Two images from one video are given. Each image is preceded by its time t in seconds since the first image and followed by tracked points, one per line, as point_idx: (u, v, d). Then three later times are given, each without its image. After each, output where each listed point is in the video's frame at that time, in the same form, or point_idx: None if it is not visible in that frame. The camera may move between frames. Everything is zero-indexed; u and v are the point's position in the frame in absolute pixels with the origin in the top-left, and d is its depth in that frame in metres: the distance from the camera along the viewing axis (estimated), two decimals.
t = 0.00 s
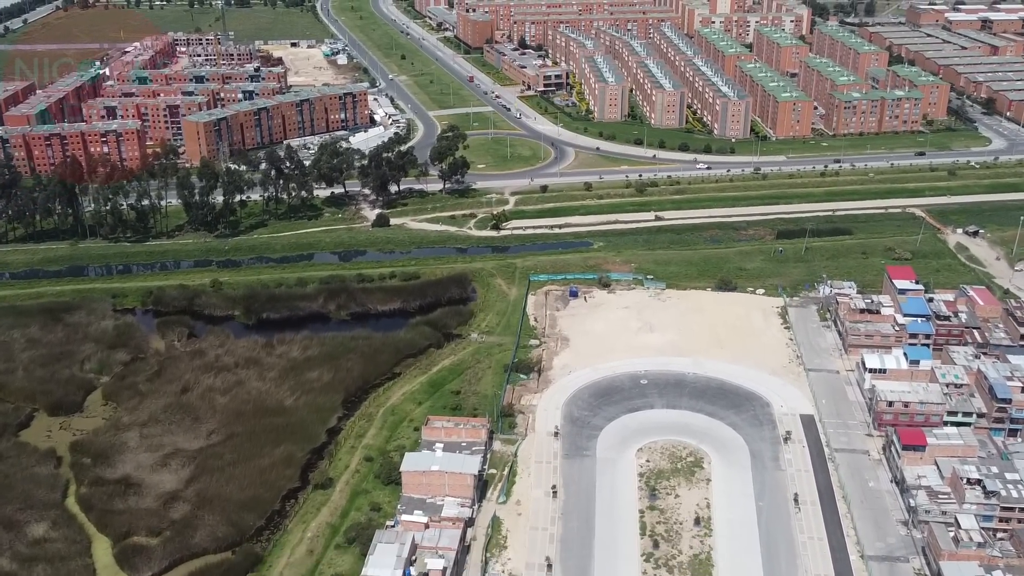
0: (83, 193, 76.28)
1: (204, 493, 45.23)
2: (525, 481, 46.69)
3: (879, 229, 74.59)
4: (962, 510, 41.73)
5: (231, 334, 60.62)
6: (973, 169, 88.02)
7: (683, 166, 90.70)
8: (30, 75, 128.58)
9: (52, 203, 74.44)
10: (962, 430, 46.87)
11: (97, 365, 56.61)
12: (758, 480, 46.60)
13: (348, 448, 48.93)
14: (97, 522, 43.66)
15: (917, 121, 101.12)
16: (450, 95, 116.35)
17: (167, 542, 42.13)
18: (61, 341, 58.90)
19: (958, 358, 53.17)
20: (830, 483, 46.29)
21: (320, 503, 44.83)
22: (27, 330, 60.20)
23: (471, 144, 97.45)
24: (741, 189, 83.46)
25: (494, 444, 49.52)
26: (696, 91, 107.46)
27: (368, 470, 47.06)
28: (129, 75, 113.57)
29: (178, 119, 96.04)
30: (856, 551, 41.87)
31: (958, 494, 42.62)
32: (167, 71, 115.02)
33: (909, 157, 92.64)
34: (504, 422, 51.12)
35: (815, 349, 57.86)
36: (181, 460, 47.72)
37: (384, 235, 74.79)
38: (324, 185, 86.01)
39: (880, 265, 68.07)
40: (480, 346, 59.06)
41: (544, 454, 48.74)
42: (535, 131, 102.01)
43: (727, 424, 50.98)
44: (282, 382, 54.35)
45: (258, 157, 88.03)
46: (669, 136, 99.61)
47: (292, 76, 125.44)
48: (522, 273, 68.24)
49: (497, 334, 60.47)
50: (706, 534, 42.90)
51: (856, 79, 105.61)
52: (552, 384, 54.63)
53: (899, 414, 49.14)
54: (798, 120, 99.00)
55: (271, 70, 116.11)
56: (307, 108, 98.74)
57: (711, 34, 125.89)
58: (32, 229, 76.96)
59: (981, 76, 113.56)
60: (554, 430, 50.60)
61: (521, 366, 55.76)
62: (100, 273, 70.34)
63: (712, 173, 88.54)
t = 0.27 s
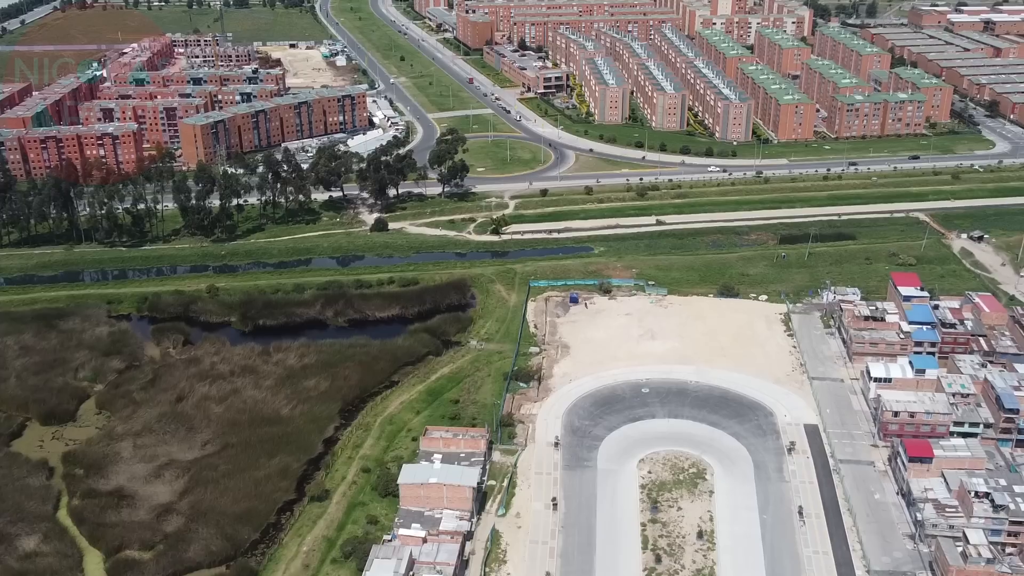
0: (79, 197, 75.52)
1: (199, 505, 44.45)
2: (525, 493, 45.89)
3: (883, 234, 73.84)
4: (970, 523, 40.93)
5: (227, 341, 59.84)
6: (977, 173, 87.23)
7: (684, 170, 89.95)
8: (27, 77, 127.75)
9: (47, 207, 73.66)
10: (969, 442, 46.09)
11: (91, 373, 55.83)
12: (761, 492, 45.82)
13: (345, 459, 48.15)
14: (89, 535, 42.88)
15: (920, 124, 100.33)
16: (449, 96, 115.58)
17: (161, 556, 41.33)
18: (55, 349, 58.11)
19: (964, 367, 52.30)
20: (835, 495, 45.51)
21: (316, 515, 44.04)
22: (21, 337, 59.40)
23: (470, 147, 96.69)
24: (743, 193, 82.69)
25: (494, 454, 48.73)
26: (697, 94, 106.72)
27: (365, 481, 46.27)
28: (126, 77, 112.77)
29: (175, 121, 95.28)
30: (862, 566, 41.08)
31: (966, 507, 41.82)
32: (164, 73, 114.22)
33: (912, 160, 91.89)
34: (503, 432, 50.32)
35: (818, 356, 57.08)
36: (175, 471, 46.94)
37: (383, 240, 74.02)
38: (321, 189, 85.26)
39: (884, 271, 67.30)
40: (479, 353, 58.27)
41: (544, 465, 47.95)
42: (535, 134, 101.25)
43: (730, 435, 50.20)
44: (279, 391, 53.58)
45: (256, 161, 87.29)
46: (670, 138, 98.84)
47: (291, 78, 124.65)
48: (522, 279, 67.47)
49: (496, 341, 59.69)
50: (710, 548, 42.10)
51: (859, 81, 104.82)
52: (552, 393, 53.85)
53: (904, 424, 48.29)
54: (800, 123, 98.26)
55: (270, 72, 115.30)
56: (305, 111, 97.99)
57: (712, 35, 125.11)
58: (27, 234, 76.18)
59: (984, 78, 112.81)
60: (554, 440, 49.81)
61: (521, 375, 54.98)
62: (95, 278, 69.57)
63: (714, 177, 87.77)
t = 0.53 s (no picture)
0: (73, 201, 74.61)
1: (192, 519, 43.58)
2: (525, 506, 45.03)
3: (886, 239, 73.04)
4: (979, 539, 40.07)
5: (222, 349, 59.00)
6: (981, 177, 86.37)
7: (686, 173, 89.14)
8: (23, 79, 126.71)
9: (41, 211, 72.78)
10: (977, 454, 45.24)
11: (84, 382, 54.99)
12: (765, 505, 44.96)
13: (342, 471, 47.30)
14: (80, 549, 42.03)
15: (923, 127, 99.46)
16: (448, 99, 114.72)
17: (152, 570, 40.45)
18: (47, 357, 57.25)
19: (971, 376, 51.53)
20: (840, 509, 44.63)
21: (311, 529, 43.18)
22: (13, 345, 58.55)
23: (470, 150, 95.89)
24: (745, 198, 81.83)
25: (493, 466, 47.87)
26: (698, 96, 105.90)
27: (362, 494, 45.41)
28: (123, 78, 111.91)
29: (171, 124, 94.44)
30: None
31: (975, 521, 40.98)
32: (161, 74, 113.33)
33: (915, 163, 91.10)
34: (503, 443, 49.47)
35: (822, 365, 56.23)
36: (168, 483, 46.08)
37: (381, 245, 73.15)
38: (319, 193, 84.40)
39: (888, 277, 66.49)
40: (478, 361, 57.43)
41: (544, 477, 47.09)
42: (535, 137, 100.39)
43: (733, 446, 49.36)
44: (274, 400, 52.72)
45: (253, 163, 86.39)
46: (671, 141, 98.00)
47: (289, 80, 123.80)
48: (522, 285, 66.63)
49: (495, 349, 58.83)
50: (713, 563, 41.22)
51: (861, 84, 103.99)
52: (553, 403, 53.01)
53: (911, 435, 47.58)
54: (802, 126, 97.41)
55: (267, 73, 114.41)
56: (303, 113, 97.14)
57: (713, 37, 124.31)
58: (21, 238, 75.32)
59: (987, 81, 112.00)
60: (554, 451, 48.96)
61: (520, 384, 54.14)
62: (90, 284, 68.74)
63: (715, 181, 86.91)
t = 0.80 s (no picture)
0: (68, 205, 73.77)
1: (185, 532, 42.78)
2: (524, 519, 44.21)
3: (890, 245, 72.27)
4: (988, 554, 39.27)
5: (218, 356, 58.19)
6: (985, 181, 85.55)
7: (687, 177, 88.33)
8: (20, 80, 125.96)
9: (35, 215, 71.94)
10: (985, 466, 44.45)
11: (78, 390, 54.19)
12: (770, 518, 44.15)
13: (338, 482, 46.49)
14: (71, 563, 41.23)
15: (926, 130, 98.63)
16: (448, 101, 113.93)
17: None
18: (40, 364, 56.45)
19: (978, 386, 50.58)
20: (846, 522, 43.82)
21: (307, 542, 42.38)
22: (6, 352, 57.77)
23: (469, 154, 95.13)
24: (747, 202, 81.02)
25: (492, 477, 47.07)
26: (700, 98, 105.12)
27: (358, 506, 44.60)
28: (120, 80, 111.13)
29: (168, 126, 93.65)
30: None
31: (984, 536, 40.19)
32: (159, 76, 112.50)
33: (919, 167, 90.35)
34: (502, 453, 48.65)
35: (826, 373, 55.44)
36: (161, 495, 45.28)
37: (379, 249, 72.35)
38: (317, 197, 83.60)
39: (892, 283, 65.72)
40: (478, 369, 56.63)
41: (544, 489, 46.29)
42: (535, 139, 99.59)
43: (737, 456, 48.55)
44: (270, 409, 51.92)
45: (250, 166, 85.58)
46: (672, 144, 97.24)
47: (288, 82, 123.04)
48: (522, 291, 65.85)
49: (495, 356, 58.05)
50: None
51: (864, 86, 103.15)
52: (553, 412, 52.20)
53: (917, 446, 46.70)
54: (804, 128, 96.61)
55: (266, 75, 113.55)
56: (301, 115, 96.33)
57: (715, 38, 123.53)
58: (15, 243, 74.49)
59: (990, 83, 111.23)
60: (554, 462, 48.14)
61: (520, 393, 53.34)
62: (85, 290, 67.96)
63: (717, 184, 86.09)
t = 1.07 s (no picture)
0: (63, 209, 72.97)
1: (178, 545, 41.97)
2: (524, 532, 43.41)
3: (894, 250, 71.49)
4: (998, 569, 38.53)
5: (213, 364, 57.40)
6: (990, 185, 84.73)
7: (689, 180, 87.53)
8: (21, 80, 125.85)
9: (29, 219, 71.11)
10: (993, 479, 43.82)
11: (71, 399, 53.41)
12: (774, 531, 43.35)
13: (334, 493, 45.70)
14: None
15: (929, 133, 97.83)
16: (447, 102, 113.13)
17: None
18: (33, 372, 55.66)
19: (984, 396, 49.90)
20: (851, 535, 43.01)
21: (302, 556, 41.59)
22: None
23: (468, 156, 94.32)
24: (750, 205, 80.20)
25: (491, 488, 46.28)
26: (701, 100, 104.31)
27: (355, 519, 43.80)
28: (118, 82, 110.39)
29: (165, 129, 92.91)
30: None
31: (993, 550, 39.50)
32: (156, 78, 111.69)
33: (922, 170, 89.55)
34: (501, 464, 47.86)
35: (830, 381, 54.66)
36: (154, 507, 44.48)
37: (377, 254, 71.56)
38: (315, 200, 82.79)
39: (897, 289, 64.95)
40: (477, 377, 55.84)
41: (544, 500, 45.49)
42: (535, 142, 98.78)
43: (740, 467, 47.76)
44: (266, 419, 51.13)
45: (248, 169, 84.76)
46: (673, 147, 96.45)
47: (286, 83, 122.24)
48: (522, 297, 65.06)
49: (494, 364, 57.27)
50: None
51: (866, 88, 102.33)
52: (553, 421, 51.42)
53: (923, 457, 45.79)
54: (806, 131, 95.82)
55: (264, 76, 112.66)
56: (299, 118, 95.50)
57: (716, 40, 122.74)
58: (10, 247, 73.72)
59: (994, 85, 110.45)
60: (554, 473, 47.33)
61: (520, 402, 52.56)
62: (80, 295, 67.19)
63: (719, 188, 85.26)
